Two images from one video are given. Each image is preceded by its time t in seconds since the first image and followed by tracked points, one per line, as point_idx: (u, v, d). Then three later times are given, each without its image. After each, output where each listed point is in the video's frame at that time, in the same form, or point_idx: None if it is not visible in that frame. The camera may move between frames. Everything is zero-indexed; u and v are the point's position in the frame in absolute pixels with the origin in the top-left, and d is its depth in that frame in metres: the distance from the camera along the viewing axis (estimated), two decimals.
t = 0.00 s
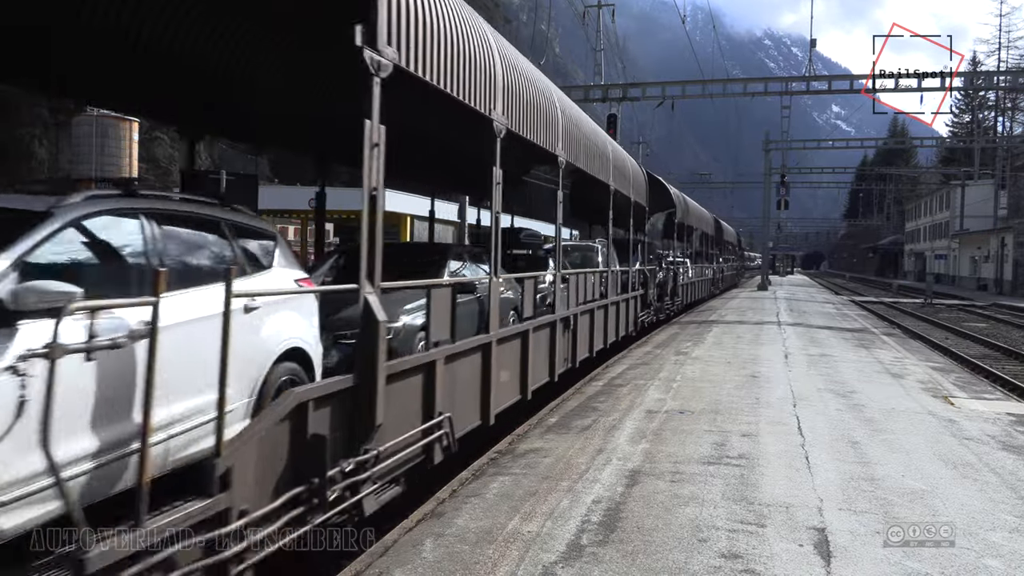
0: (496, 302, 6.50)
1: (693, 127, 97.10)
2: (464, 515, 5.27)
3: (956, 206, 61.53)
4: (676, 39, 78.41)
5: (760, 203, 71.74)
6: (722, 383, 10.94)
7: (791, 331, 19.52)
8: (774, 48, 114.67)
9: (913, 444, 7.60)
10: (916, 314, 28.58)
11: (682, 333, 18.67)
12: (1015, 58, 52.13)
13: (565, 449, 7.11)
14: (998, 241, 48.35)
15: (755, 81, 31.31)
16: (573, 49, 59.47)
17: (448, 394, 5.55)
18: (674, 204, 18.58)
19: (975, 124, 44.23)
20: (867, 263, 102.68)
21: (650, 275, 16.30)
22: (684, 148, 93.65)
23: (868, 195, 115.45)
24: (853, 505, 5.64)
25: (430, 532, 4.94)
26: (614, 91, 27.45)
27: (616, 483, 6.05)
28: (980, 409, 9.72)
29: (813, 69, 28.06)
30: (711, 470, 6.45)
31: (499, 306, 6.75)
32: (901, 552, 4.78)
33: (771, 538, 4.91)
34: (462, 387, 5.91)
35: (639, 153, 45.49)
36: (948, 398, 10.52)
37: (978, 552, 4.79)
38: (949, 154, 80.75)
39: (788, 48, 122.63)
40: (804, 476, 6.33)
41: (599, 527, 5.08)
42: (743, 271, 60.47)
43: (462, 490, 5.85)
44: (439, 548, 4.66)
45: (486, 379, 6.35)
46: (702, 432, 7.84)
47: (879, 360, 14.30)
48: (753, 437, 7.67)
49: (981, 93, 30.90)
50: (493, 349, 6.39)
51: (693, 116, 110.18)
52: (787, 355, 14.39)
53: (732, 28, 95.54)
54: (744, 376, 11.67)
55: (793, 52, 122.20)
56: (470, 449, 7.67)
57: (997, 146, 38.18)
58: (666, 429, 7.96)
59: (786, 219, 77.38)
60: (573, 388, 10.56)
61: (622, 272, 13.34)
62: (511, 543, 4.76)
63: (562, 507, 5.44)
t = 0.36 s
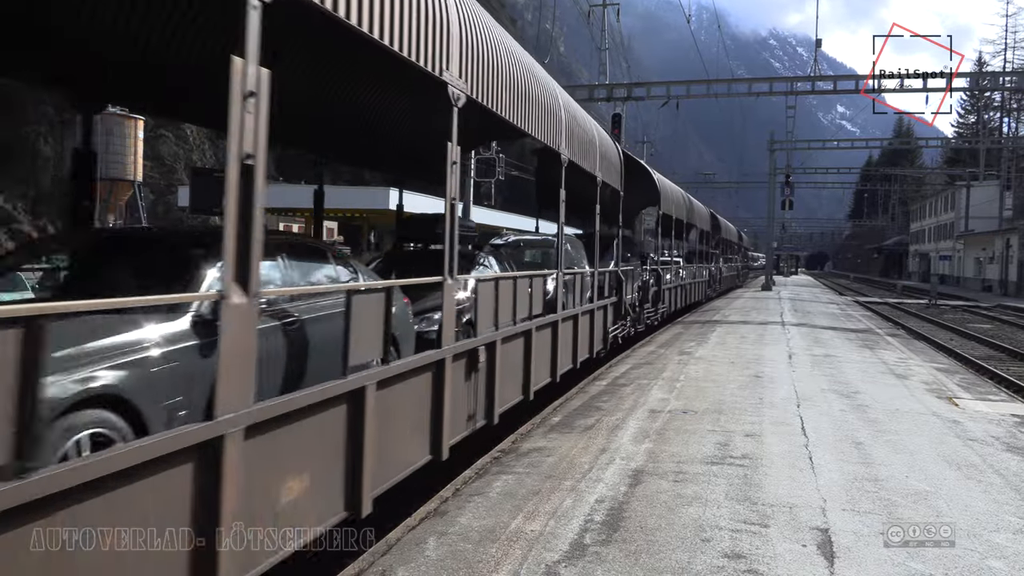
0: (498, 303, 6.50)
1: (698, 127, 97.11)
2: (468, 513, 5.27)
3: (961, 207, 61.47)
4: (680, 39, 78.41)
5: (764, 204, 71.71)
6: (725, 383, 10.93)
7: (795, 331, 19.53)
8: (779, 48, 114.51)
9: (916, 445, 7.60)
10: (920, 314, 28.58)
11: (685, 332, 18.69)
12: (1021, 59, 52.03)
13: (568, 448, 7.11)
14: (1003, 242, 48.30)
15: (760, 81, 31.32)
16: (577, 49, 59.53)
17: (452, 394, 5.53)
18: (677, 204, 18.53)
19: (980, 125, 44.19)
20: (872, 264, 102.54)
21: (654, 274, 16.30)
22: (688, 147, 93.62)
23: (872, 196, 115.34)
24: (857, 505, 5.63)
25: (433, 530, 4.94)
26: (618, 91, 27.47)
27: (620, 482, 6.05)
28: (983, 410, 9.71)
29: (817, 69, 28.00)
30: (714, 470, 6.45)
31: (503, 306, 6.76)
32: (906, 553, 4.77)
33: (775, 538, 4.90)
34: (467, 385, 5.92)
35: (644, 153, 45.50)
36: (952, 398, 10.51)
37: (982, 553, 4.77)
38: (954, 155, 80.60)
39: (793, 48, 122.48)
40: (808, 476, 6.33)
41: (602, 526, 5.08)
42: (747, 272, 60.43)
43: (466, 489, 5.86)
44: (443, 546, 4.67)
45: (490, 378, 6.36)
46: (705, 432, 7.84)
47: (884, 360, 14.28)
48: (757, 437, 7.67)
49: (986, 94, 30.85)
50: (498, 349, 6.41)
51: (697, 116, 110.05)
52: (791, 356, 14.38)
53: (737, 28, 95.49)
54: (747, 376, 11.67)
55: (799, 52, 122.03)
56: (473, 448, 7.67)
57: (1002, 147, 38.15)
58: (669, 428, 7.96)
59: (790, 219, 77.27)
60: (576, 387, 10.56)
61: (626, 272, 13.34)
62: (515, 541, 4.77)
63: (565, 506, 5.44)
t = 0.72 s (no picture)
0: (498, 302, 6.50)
1: (701, 127, 97.00)
2: (471, 513, 5.27)
3: (964, 207, 61.37)
4: (683, 40, 78.29)
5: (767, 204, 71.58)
6: (728, 384, 10.92)
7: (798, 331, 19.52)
8: (782, 47, 114.27)
9: (920, 445, 7.59)
10: (923, 314, 28.57)
11: (688, 332, 18.68)
12: None
13: (570, 448, 7.12)
14: (1006, 242, 48.16)
15: (763, 81, 31.28)
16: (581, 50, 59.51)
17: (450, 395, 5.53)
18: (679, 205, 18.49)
19: (984, 125, 44.09)
20: (875, 264, 102.37)
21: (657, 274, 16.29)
22: (691, 147, 93.45)
23: (876, 196, 115.25)
24: (859, 506, 5.63)
25: (436, 530, 4.94)
26: (621, 90, 27.44)
27: (622, 483, 6.05)
28: (986, 410, 9.70)
29: (821, 68, 27.92)
30: (716, 470, 6.45)
31: (500, 307, 6.75)
32: (908, 554, 4.76)
33: (777, 538, 4.90)
34: (464, 386, 5.92)
35: (647, 153, 45.44)
36: (956, 399, 10.49)
37: (986, 555, 4.76)
38: (958, 155, 80.45)
39: (796, 48, 122.33)
40: (811, 477, 6.33)
41: (605, 526, 5.08)
42: (750, 272, 60.37)
43: (468, 489, 5.86)
44: (445, 546, 4.67)
45: (487, 381, 6.36)
46: (708, 432, 7.84)
47: (887, 361, 14.26)
48: (759, 437, 7.66)
49: (990, 93, 30.78)
50: (496, 351, 6.40)
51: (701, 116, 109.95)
52: (794, 356, 14.37)
53: (740, 28, 95.32)
54: (750, 376, 11.65)
55: (802, 52, 121.81)
56: (477, 449, 7.68)
57: (1006, 147, 38.09)
58: (672, 428, 7.96)
59: (794, 219, 77.06)
60: (579, 387, 10.56)
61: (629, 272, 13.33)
62: (518, 541, 4.77)
63: (568, 506, 5.44)
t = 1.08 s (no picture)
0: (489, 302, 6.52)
1: (702, 128, 97.01)
2: (472, 514, 5.27)
3: (965, 207, 61.38)
4: (684, 40, 78.26)
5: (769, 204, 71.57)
6: (730, 384, 10.92)
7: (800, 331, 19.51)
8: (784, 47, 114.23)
9: (922, 445, 7.58)
10: (926, 314, 28.53)
11: (690, 333, 18.68)
12: None
13: (572, 448, 7.12)
14: (1008, 241, 48.12)
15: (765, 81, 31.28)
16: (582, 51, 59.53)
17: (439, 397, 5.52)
18: (681, 205, 18.48)
19: (985, 125, 44.07)
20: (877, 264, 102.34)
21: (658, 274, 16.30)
22: (693, 148, 93.44)
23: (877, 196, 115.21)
24: (861, 506, 5.62)
25: (438, 531, 4.94)
26: (622, 91, 27.45)
27: (624, 483, 6.05)
28: (989, 410, 9.69)
29: (822, 68, 27.88)
30: (719, 470, 6.45)
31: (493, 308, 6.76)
32: (911, 555, 4.75)
33: (779, 539, 4.89)
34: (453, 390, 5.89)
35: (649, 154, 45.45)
36: (958, 399, 10.47)
37: (988, 555, 4.76)
38: (960, 155, 80.42)
39: (798, 48, 122.29)
40: (813, 477, 6.33)
41: (606, 527, 5.08)
42: (751, 272, 60.38)
43: (470, 489, 5.86)
44: (447, 547, 4.67)
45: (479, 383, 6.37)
46: (710, 432, 7.84)
47: (889, 360, 14.24)
48: (761, 438, 7.66)
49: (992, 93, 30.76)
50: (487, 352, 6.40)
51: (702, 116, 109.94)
52: (796, 356, 14.37)
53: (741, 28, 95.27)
54: (752, 376, 11.64)
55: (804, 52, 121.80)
56: (479, 450, 7.68)
57: (1008, 146, 38.07)
58: (674, 429, 7.96)
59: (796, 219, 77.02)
60: (581, 388, 10.57)
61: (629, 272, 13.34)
62: (519, 542, 4.77)
63: (570, 507, 5.44)
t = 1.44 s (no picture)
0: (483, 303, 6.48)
1: (703, 129, 96.94)
2: (473, 515, 5.28)
3: (966, 207, 61.31)
4: (685, 41, 78.15)
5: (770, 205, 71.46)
6: (731, 385, 10.92)
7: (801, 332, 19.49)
8: (785, 48, 114.09)
9: (924, 446, 7.57)
10: (927, 316, 28.45)
11: (691, 333, 18.66)
12: None
13: (573, 449, 7.13)
14: (1010, 242, 48.04)
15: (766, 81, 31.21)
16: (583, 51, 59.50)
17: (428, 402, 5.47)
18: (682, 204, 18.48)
19: (987, 124, 43.97)
20: (879, 264, 102.25)
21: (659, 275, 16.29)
22: (694, 149, 93.37)
23: (878, 197, 115.18)
24: (861, 507, 5.62)
25: (439, 531, 4.95)
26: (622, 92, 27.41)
27: (626, 484, 6.05)
28: (990, 411, 9.67)
29: (823, 69, 27.83)
30: (720, 471, 6.45)
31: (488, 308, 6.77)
32: (912, 555, 4.75)
33: (780, 540, 4.89)
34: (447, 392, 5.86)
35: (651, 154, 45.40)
36: (959, 400, 10.46)
37: (989, 554, 4.76)
38: (961, 156, 80.35)
39: (799, 49, 122.16)
40: (814, 477, 6.33)
41: (607, 527, 5.08)
42: (752, 273, 60.31)
43: (471, 490, 5.86)
44: (448, 548, 4.67)
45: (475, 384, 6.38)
46: (711, 433, 7.84)
47: (890, 361, 14.22)
48: (762, 438, 7.66)
49: (994, 93, 30.70)
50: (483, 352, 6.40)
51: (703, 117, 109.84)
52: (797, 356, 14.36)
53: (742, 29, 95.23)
54: (753, 377, 11.64)
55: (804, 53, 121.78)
56: (479, 451, 7.68)
57: (1010, 147, 38.01)
58: (675, 430, 7.95)
59: (797, 220, 76.97)
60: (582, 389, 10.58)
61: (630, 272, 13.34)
62: (520, 543, 4.77)
63: (571, 507, 5.44)
